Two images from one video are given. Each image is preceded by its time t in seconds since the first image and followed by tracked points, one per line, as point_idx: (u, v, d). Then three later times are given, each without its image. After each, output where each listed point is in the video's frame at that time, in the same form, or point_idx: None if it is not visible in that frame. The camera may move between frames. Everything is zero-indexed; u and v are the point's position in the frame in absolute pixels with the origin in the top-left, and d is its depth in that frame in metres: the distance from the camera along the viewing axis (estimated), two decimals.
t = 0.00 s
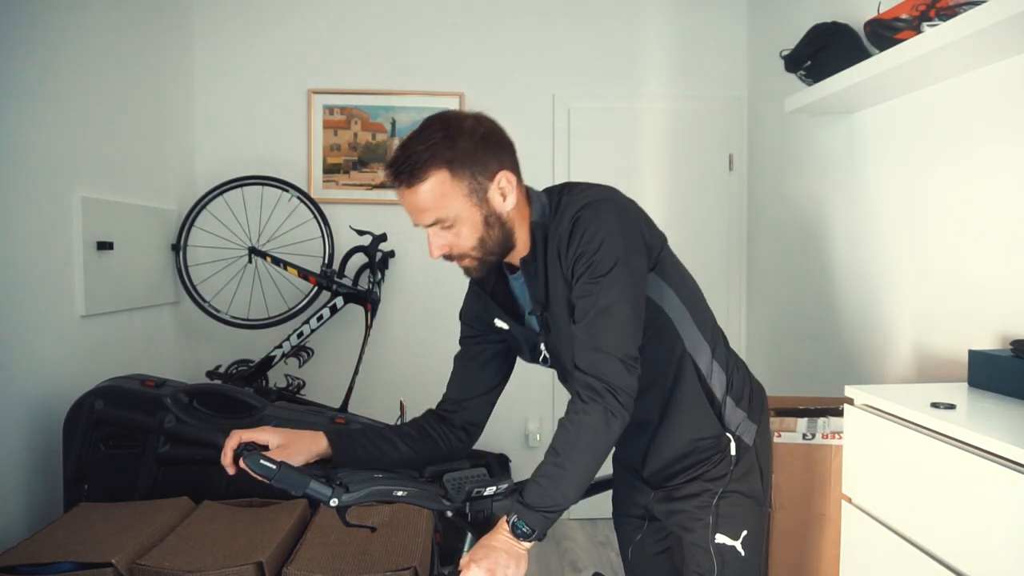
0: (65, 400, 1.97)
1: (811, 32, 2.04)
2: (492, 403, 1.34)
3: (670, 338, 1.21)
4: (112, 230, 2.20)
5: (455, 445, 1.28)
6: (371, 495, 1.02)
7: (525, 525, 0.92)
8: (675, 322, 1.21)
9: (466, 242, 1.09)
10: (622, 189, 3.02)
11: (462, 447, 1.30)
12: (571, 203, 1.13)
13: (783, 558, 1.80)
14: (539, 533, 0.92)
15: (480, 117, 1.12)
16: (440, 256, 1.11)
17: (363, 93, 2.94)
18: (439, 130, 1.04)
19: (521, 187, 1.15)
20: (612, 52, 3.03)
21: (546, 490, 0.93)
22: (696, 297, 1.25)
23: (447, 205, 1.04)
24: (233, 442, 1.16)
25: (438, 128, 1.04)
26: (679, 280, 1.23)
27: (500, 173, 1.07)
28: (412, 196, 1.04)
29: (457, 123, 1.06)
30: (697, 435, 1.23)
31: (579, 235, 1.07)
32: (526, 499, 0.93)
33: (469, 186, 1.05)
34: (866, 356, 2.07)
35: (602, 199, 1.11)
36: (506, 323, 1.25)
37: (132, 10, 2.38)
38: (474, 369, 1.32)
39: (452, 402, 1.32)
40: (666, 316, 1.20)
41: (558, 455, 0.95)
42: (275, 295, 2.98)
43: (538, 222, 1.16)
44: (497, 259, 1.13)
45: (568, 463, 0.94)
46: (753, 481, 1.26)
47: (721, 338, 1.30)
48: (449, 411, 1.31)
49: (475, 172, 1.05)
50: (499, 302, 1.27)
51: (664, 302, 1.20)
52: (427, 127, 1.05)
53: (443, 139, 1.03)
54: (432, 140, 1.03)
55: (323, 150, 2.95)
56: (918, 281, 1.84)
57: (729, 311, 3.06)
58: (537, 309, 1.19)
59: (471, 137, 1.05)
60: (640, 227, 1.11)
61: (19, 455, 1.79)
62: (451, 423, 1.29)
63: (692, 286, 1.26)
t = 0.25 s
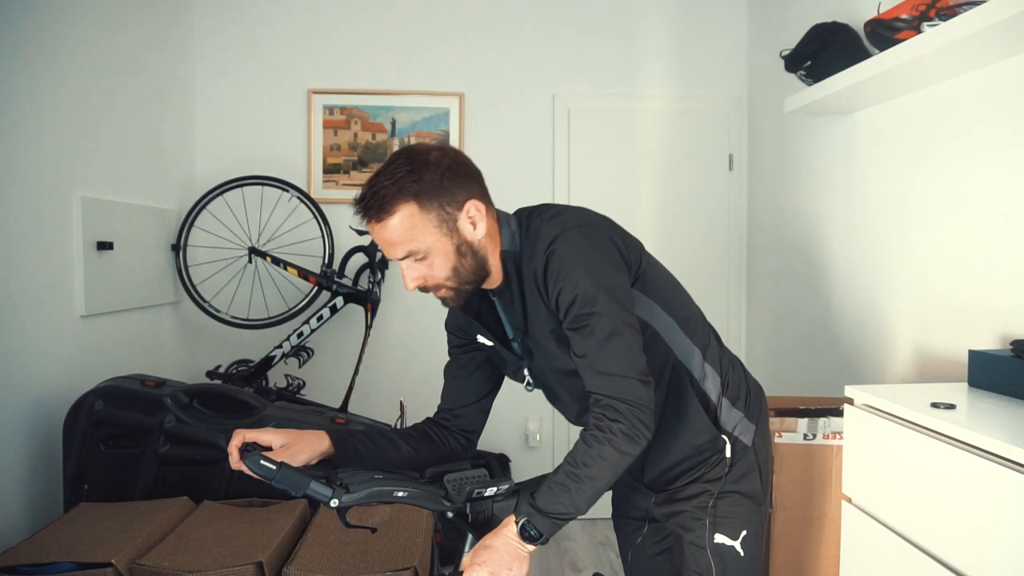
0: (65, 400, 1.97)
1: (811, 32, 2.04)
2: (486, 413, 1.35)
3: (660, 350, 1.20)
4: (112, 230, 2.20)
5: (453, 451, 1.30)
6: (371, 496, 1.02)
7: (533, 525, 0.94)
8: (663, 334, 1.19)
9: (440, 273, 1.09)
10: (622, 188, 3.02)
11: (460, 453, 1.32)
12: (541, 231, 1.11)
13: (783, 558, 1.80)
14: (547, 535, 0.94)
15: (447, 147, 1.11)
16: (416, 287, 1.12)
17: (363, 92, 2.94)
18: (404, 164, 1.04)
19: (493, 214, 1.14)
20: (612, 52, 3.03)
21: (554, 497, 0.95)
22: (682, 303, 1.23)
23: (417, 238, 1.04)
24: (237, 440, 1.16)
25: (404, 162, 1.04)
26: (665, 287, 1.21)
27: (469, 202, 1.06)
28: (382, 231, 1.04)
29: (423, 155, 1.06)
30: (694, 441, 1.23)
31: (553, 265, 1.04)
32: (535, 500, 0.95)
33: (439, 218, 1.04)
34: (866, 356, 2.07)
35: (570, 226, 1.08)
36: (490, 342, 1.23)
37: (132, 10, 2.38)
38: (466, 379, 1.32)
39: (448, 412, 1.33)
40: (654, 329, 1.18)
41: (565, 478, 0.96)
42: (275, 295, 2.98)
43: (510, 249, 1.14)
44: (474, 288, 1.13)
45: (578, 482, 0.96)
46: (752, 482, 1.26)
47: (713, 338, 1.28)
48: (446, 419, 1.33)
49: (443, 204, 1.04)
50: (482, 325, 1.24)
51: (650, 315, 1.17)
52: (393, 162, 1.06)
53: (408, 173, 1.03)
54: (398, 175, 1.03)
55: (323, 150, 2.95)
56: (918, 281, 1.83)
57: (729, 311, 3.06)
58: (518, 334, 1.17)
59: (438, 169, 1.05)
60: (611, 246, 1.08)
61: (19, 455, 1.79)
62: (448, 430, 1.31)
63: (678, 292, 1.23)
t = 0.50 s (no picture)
0: (65, 400, 1.97)
1: (811, 32, 2.04)
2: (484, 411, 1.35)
3: (648, 351, 1.18)
4: (112, 230, 2.20)
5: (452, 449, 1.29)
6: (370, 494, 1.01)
7: (462, 454, 0.91)
8: (652, 336, 1.17)
9: (432, 270, 1.10)
10: (622, 189, 3.02)
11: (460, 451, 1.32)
12: (529, 237, 1.09)
13: (783, 558, 1.80)
14: (467, 469, 0.90)
15: (437, 146, 1.13)
16: (407, 285, 1.12)
17: (363, 92, 2.94)
18: (396, 162, 1.06)
19: (483, 213, 1.16)
20: (612, 52, 3.03)
21: (501, 455, 0.92)
22: (671, 305, 1.21)
23: (409, 233, 1.05)
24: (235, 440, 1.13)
25: (395, 160, 1.07)
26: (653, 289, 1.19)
27: (460, 200, 1.08)
28: (374, 227, 1.06)
29: (414, 154, 1.08)
30: (687, 443, 1.22)
31: (536, 275, 1.02)
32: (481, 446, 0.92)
33: (430, 214, 1.06)
34: (866, 357, 2.07)
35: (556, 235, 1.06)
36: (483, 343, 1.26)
37: (132, 10, 2.38)
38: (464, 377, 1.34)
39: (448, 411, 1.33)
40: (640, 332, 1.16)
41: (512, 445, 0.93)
42: (275, 295, 2.98)
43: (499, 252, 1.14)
44: (466, 285, 1.14)
45: (524, 452, 0.92)
46: (750, 484, 1.26)
47: (707, 332, 1.30)
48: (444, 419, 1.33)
49: (435, 200, 1.06)
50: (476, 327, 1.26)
51: (635, 318, 1.15)
52: (385, 161, 1.08)
53: (400, 169, 1.05)
54: (389, 172, 1.05)
55: (323, 150, 2.95)
56: (918, 282, 1.83)
57: (729, 311, 3.05)
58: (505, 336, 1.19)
59: (428, 167, 1.07)
60: (598, 254, 1.06)
61: (19, 455, 1.79)
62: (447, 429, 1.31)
63: (664, 295, 1.21)
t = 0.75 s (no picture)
0: (65, 400, 1.97)
1: (811, 32, 2.04)
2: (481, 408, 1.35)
3: (626, 369, 1.17)
4: (112, 230, 2.20)
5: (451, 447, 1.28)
6: (370, 494, 1.02)
7: (370, 452, 1.01)
8: (630, 354, 1.16)
9: (426, 274, 1.11)
10: (622, 189, 3.02)
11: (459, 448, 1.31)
12: (508, 265, 1.10)
13: (783, 558, 1.80)
14: (371, 471, 1.01)
15: (434, 152, 1.16)
16: (400, 288, 1.13)
17: (363, 93, 2.95)
18: (393, 165, 1.08)
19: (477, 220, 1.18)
20: (612, 52, 3.03)
21: (408, 460, 1.02)
22: (654, 320, 1.20)
23: (404, 236, 1.07)
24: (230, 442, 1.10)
25: (393, 163, 1.09)
26: (637, 305, 1.19)
27: (456, 205, 1.10)
28: (371, 228, 1.06)
29: (411, 158, 1.10)
30: (677, 450, 1.23)
31: (507, 313, 1.04)
32: (391, 449, 1.03)
33: (427, 218, 1.07)
34: (865, 357, 2.07)
35: (541, 272, 1.06)
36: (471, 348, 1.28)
37: (132, 10, 2.38)
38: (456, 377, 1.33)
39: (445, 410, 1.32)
40: (615, 351, 1.15)
41: (427, 452, 1.03)
42: (275, 295, 2.98)
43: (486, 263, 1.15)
44: (458, 290, 1.15)
45: (433, 465, 1.02)
46: (746, 485, 1.26)
47: (697, 325, 1.32)
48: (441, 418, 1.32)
49: (432, 204, 1.08)
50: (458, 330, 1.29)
51: (606, 340, 1.14)
52: (384, 163, 1.10)
53: (398, 172, 1.07)
54: (387, 174, 1.07)
55: (323, 150, 2.95)
56: (917, 282, 1.83)
57: (729, 311, 3.05)
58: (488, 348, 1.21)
59: (426, 170, 1.09)
60: (576, 295, 1.08)
61: (18, 455, 1.79)
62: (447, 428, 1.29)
63: (645, 311, 1.19)
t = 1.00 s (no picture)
0: (65, 400, 1.97)
1: (811, 32, 2.04)
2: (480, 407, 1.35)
3: (614, 383, 1.17)
4: (112, 230, 2.20)
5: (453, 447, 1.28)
6: (371, 496, 1.02)
7: (374, 455, 1.02)
8: (616, 369, 1.16)
9: (407, 309, 1.10)
10: (622, 189, 3.02)
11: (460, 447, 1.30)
12: (491, 291, 1.08)
13: (783, 558, 1.80)
14: (374, 476, 1.01)
15: (404, 184, 1.12)
16: (386, 324, 1.13)
17: (363, 92, 2.94)
18: (361, 206, 1.06)
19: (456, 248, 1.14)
20: (612, 52, 3.03)
21: (408, 471, 1.02)
22: (639, 332, 1.20)
23: (378, 278, 1.06)
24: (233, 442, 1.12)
25: (361, 204, 1.07)
26: (623, 317, 1.18)
27: (428, 239, 1.07)
28: (345, 274, 1.06)
29: (379, 196, 1.08)
30: (665, 455, 1.23)
31: (489, 338, 1.03)
32: (395, 455, 1.03)
33: (398, 257, 1.05)
34: (865, 357, 2.07)
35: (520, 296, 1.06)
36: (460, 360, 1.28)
37: (132, 10, 2.38)
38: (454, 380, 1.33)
39: (445, 412, 1.33)
40: (599, 368, 1.15)
41: (427, 464, 1.03)
42: (275, 295, 2.98)
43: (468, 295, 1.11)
44: (443, 322, 1.14)
45: (431, 476, 1.02)
46: (736, 485, 1.26)
47: (681, 325, 1.33)
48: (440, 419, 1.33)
49: (403, 243, 1.05)
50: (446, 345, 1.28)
51: (595, 358, 1.14)
52: (352, 204, 1.08)
53: (365, 215, 1.05)
54: (355, 217, 1.05)
55: (323, 150, 2.95)
56: (917, 282, 1.84)
57: (729, 311, 3.06)
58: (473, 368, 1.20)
59: (394, 209, 1.06)
60: (560, 316, 1.07)
61: (19, 455, 1.79)
62: (448, 429, 1.30)
63: (629, 323, 1.19)
